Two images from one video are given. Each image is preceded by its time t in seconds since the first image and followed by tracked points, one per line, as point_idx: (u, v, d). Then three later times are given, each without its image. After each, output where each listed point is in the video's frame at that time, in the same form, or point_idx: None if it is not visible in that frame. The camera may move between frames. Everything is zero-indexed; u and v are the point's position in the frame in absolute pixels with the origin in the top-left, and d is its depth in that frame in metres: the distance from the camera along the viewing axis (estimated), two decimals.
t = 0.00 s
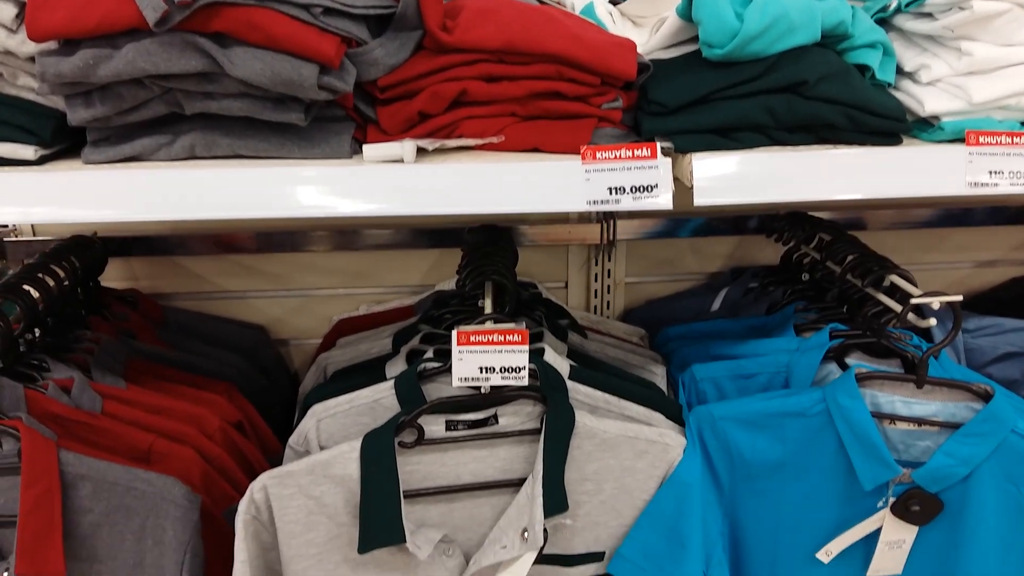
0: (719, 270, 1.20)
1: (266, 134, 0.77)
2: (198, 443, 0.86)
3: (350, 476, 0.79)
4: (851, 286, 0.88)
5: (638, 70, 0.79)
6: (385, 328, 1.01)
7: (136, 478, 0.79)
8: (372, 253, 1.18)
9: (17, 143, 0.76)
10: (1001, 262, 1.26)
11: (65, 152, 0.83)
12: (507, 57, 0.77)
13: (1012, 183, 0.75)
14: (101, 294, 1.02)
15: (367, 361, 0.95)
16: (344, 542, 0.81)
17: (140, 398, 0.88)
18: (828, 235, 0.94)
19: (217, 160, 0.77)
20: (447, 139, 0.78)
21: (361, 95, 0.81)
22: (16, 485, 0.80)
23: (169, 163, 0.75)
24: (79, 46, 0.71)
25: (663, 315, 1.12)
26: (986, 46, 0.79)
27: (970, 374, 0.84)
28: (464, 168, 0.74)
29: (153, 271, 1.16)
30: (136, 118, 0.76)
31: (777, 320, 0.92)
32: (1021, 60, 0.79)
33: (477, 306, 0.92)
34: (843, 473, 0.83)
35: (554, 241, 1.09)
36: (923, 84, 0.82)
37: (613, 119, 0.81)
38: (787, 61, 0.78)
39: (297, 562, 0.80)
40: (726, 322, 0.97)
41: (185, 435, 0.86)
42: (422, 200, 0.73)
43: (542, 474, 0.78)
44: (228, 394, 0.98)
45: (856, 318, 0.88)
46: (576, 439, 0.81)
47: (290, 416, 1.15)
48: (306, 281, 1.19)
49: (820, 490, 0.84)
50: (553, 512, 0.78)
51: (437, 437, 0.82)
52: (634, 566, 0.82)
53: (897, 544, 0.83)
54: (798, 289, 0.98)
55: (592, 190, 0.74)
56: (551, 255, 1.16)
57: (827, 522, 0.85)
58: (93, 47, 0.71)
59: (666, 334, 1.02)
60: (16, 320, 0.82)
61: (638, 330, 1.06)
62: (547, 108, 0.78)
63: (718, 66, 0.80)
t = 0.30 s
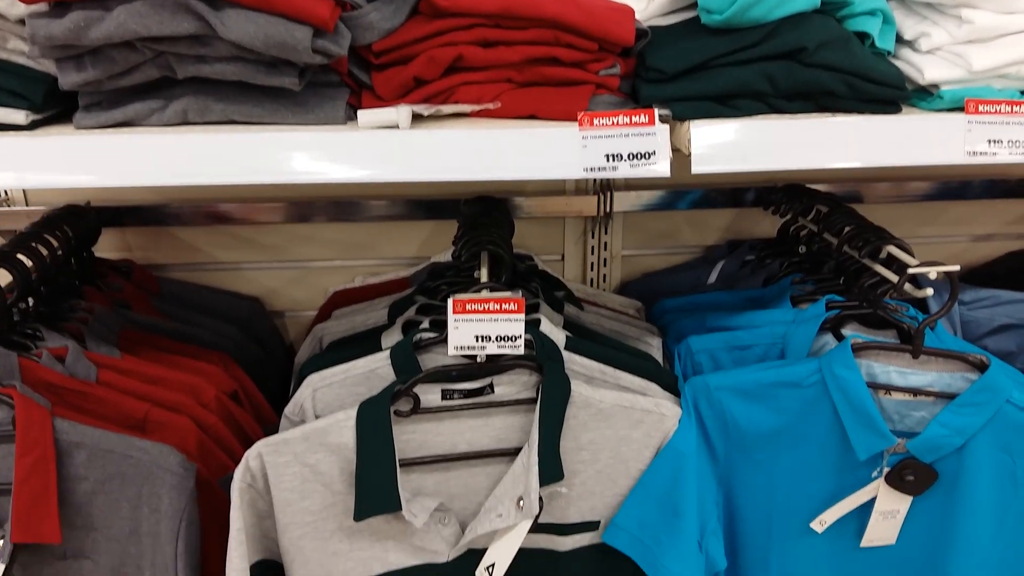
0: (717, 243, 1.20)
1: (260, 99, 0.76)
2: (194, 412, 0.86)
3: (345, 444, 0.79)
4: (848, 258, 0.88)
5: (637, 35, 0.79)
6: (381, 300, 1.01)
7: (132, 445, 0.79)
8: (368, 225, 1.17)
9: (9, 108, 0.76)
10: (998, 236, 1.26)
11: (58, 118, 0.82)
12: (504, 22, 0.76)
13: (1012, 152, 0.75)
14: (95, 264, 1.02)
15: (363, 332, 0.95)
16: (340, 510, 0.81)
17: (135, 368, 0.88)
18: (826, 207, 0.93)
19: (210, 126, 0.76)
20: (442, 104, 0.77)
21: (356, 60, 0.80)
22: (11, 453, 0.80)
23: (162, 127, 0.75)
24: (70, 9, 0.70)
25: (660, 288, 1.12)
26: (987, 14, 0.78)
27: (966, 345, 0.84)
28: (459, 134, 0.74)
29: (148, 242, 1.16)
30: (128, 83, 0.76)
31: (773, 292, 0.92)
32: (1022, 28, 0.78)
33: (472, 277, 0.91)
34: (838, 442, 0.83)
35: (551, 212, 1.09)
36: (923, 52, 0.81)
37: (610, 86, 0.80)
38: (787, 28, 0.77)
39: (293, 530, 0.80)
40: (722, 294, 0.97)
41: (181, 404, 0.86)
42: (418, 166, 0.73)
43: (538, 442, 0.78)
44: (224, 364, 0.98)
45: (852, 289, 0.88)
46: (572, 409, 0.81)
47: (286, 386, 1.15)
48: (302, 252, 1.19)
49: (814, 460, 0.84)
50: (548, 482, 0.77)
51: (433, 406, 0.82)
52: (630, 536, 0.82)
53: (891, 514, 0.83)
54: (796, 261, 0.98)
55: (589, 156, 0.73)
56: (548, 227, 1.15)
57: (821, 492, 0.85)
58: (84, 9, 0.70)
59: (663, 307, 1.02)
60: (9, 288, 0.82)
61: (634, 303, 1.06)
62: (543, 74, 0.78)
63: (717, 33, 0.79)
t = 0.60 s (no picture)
0: (718, 221, 1.20)
1: (257, 75, 0.75)
2: (195, 392, 0.86)
3: (346, 423, 0.79)
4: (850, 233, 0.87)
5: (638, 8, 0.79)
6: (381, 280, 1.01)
7: (132, 425, 0.79)
8: (367, 204, 1.17)
9: (4, 86, 0.75)
10: (1000, 212, 1.25)
11: (54, 97, 0.82)
12: None
13: (1017, 123, 0.74)
14: (94, 245, 1.02)
15: (363, 312, 0.95)
16: (342, 489, 0.81)
17: (135, 348, 0.87)
18: (828, 182, 0.93)
19: (206, 102, 0.75)
20: (440, 78, 0.76)
21: (354, 36, 0.80)
22: (12, 434, 0.80)
23: (158, 104, 0.74)
24: None
25: (661, 267, 1.11)
26: None
27: (968, 319, 0.84)
28: (457, 109, 0.73)
29: (147, 223, 1.15)
30: (124, 60, 0.75)
31: (775, 269, 0.92)
32: None
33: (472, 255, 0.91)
34: (839, 418, 0.83)
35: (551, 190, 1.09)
36: (927, 23, 0.80)
37: (611, 59, 0.79)
38: None
39: (294, 509, 0.80)
40: (724, 271, 0.96)
41: (182, 384, 0.85)
42: (417, 141, 0.72)
43: (538, 419, 0.78)
44: (224, 344, 0.97)
45: (854, 265, 0.87)
46: (573, 386, 0.81)
47: (287, 366, 1.15)
48: (302, 232, 1.18)
49: (816, 436, 0.84)
50: (548, 460, 0.78)
51: (433, 384, 0.82)
52: (634, 514, 0.82)
53: (893, 489, 0.83)
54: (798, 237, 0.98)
55: (589, 130, 0.73)
56: (548, 206, 1.15)
57: (823, 468, 0.85)
58: None
59: (664, 284, 1.02)
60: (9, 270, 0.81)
61: (634, 281, 1.06)
62: (543, 47, 0.77)
63: (718, 5, 0.79)
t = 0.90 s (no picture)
0: (717, 201, 1.19)
1: (252, 52, 0.75)
2: (193, 373, 0.86)
3: (345, 402, 0.79)
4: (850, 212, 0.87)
5: None
6: (379, 261, 1.00)
7: (130, 405, 0.79)
8: (366, 184, 1.17)
9: None
10: (1001, 192, 1.25)
11: (48, 75, 0.81)
12: None
13: (1017, 100, 0.74)
14: (91, 226, 1.01)
15: (361, 292, 0.95)
16: (340, 468, 0.81)
17: (132, 329, 0.87)
18: (829, 161, 0.92)
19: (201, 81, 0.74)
20: (437, 55, 0.76)
21: (350, 13, 0.79)
22: (10, 415, 0.80)
23: (152, 82, 0.73)
24: None
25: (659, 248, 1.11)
26: None
27: (968, 297, 0.83)
28: (453, 86, 0.72)
29: (142, 204, 1.15)
30: (117, 36, 0.74)
31: (774, 249, 0.91)
32: None
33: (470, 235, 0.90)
34: (838, 397, 0.83)
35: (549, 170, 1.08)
36: None
37: (609, 35, 0.80)
38: None
39: (292, 488, 0.80)
40: (723, 251, 0.96)
41: (179, 364, 0.85)
42: (415, 118, 0.71)
43: (536, 398, 0.78)
44: (221, 325, 0.97)
45: (854, 245, 0.87)
46: (571, 365, 0.81)
47: (283, 347, 1.15)
48: (299, 213, 1.18)
49: (814, 415, 0.84)
50: (548, 438, 0.78)
51: (431, 364, 0.82)
52: (632, 494, 0.82)
53: (891, 469, 0.83)
54: (798, 218, 0.97)
55: (587, 108, 0.72)
56: (546, 187, 1.15)
57: (821, 447, 0.84)
58: None
59: (664, 265, 1.01)
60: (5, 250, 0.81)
61: (634, 262, 1.06)
62: (541, 23, 0.77)
63: None
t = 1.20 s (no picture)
0: (714, 182, 1.19)
1: (244, 28, 0.74)
2: (187, 354, 0.85)
3: (340, 382, 0.79)
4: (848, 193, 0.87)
5: None
6: (375, 242, 1.00)
7: (124, 386, 0.78)
8: (361, 165, 1.16)
9: None
10: (999, 173, 1.24)
11: (39, 52, 0.80)
12: None
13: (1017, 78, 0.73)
14: (84, 206, 1.01)
15: (356, 273, 0.94)
16: (335, 448, 0.80)
17: (126, 310, 0.86)
18: (827, 142, 0.92)
19: (193, 56, 0.73)
20: (432, 31, 0.75)
21: None
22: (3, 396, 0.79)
23: (143, 57, 0.72)
24: None
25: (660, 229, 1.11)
26: None
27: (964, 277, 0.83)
28: (447, 62, 0.71)
29: (136, 185, 1.14)
30: (107, 11, 0.73)
31: (772, 230, 0.91)
32: None
33: (466, 215, 0.90)
34: (835, 378, 0.82)
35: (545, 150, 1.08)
36: None
37: (606, 12, 0.79)
38: None
39: (288, 468, 0.79)
40: (720, 232, 0.95)
41: (173, 345, 0.85)
42: (411, 95, 0.71)
43: (532, 379, 0.78)
44: (216, 306, 0.96)
45: (851, 225, 0.87)
46: (567, 346, 0.80)
47: (279, 329, 1.14)
48: (294, 194, 1.17)
49: (811, 395, 0.83)
50: (544, 419, 0.77)
51: (427, 344, 0.82)
52: (628, 474, 0.81)
53: (887, 449, 0.83)
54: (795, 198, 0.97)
55: (584, 85, 0.71)
56: (543, 167, 1.14)
57: (818, 428, 0.84)
58: None
59: (660, 246, 1.01)
60: None
61: (630, 244, 1.05)
62: None
63: None
